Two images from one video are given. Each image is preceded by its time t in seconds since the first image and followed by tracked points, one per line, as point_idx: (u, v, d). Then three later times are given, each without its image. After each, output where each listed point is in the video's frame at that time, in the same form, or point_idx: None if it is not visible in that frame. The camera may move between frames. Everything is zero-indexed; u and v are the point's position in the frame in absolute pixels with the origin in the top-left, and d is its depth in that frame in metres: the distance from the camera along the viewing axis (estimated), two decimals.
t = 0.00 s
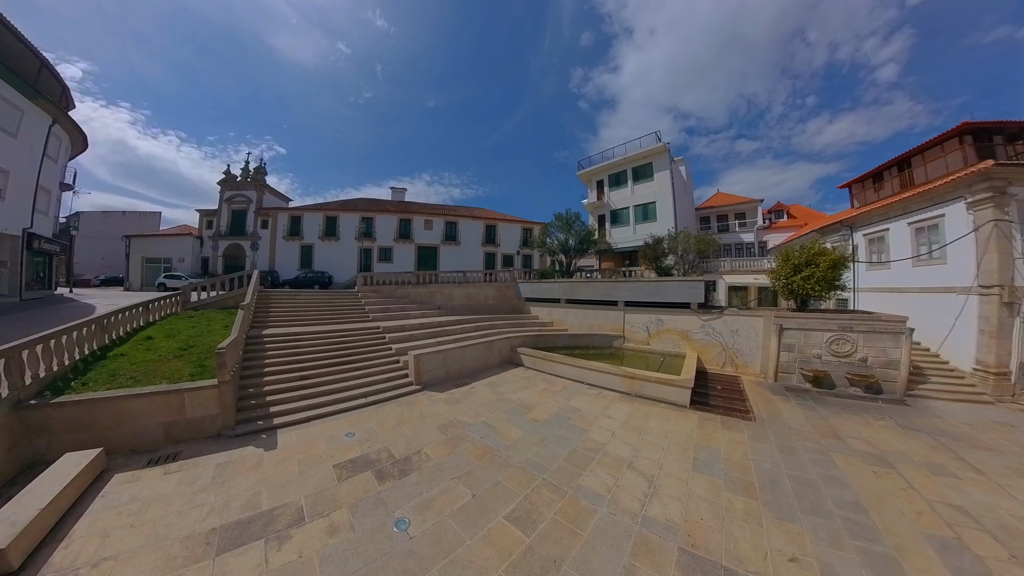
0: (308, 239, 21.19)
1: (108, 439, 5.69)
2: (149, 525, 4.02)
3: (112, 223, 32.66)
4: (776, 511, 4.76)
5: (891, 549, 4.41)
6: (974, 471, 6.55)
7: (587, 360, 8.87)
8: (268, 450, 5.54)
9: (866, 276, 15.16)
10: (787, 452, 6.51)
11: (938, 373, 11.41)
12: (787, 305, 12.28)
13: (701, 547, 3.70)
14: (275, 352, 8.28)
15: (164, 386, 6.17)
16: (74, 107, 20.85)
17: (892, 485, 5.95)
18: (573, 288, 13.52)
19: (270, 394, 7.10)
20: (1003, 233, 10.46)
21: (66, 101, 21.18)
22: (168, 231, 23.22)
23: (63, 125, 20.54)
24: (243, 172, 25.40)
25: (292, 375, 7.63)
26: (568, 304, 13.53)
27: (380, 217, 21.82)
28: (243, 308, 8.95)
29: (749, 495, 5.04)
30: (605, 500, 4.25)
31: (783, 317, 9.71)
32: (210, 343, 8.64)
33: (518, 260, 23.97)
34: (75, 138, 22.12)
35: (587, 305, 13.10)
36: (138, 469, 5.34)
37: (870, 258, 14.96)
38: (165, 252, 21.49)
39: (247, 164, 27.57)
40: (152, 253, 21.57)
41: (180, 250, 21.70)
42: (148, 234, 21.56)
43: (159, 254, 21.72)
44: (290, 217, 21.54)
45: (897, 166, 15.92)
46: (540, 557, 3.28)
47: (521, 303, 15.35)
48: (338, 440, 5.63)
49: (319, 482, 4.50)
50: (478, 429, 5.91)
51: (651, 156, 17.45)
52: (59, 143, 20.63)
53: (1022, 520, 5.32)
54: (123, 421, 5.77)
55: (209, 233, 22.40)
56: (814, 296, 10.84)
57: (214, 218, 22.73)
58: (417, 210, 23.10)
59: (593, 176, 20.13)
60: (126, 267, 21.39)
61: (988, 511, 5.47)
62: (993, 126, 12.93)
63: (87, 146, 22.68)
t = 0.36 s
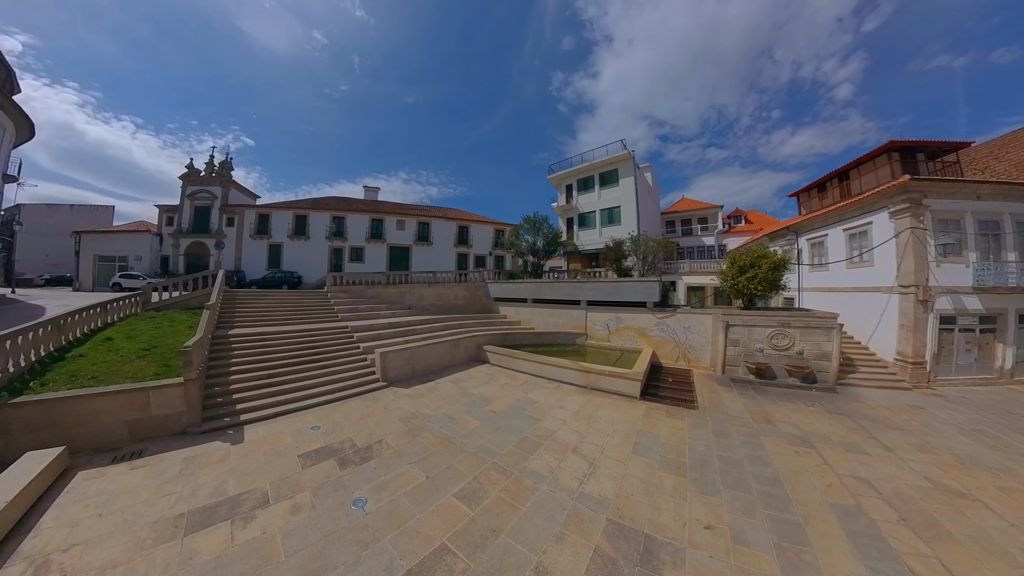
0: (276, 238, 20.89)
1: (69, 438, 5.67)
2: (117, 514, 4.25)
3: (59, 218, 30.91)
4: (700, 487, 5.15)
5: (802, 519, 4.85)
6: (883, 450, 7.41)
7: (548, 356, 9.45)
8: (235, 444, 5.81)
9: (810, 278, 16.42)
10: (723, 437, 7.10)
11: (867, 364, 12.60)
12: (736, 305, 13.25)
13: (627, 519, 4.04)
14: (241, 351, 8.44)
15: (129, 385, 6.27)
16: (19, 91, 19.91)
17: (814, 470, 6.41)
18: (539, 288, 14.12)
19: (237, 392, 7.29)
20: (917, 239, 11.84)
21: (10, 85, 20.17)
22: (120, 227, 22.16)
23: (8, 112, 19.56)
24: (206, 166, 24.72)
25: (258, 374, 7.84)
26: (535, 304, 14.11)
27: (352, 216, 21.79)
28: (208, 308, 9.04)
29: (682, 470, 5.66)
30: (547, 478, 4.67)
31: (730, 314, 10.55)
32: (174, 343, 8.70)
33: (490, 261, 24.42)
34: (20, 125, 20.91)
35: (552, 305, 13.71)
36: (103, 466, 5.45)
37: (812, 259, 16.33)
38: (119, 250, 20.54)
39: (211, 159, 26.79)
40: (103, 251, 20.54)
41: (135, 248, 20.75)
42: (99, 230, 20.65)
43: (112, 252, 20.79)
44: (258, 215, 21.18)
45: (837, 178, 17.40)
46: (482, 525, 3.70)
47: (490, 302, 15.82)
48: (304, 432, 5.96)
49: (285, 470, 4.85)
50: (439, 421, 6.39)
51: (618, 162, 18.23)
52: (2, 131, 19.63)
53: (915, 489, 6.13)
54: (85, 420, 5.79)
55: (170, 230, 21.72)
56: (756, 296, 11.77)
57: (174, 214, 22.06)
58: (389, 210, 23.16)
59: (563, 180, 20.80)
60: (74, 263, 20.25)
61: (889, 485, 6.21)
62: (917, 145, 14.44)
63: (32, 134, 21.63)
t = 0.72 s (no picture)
0: (241, 236, 20.42)
1: (24, 440, 5.61)
2: (77, 507, 4.41)
3: None
4: (635, 470, 5.44)
5: (722, 496, 5.23)
6: (808, 436, 8.10)
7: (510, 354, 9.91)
8: (197, 440, 6.00)
9: (760, 279, 17.56)
10: (664, 424, 7.58)
11: (808, 358, 13.58)
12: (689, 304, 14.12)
13: (561, 498, 4.38)
14: (204, 351, 8.53)
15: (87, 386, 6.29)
16: None
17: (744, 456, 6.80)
18: (506, 288, 14.61)
19: (199, 391, 7.41)
20: (848, 244, 12.96)
21: None
22: (67, 222, 21.11)
23: None
24: (167, 159, 23.90)
25: (221, 373, 7.97)
26: (501, 303, 14.57)
27: (321, 215, 21.61)
28: (168, 309, 9.03)
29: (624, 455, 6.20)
30: (493, 464, 5.08)
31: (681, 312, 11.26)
32: (132, 344, 8.68)
33: (462, 261, 24.75)
34: None
35: (518, 305, 14.21)
36: (60, 466, 5.50)
37: (761, 262, 17.50)
38: (67, 247, 19.68)
39: (172, 151, 25.81)
40: (49, 248, 19.60)
41: (83, 245, 19.89)
42: (44, 227, 19.66)
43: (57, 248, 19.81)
44: (222, 212, 20.65)
45: (786, 187, 18.65)
46: (427, 506, 4.11)
47: (459, 302, 16.17)
48: (266, 428, 6.21)
49: (247, 462, 5.11)
50: (399, 416, 6.77)
51: (585, 167, 18.91)
52: None
53: (830, 468, 6.79)
54: (42, 421, 5.75)
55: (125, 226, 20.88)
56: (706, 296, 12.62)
57: (130, 209, 21.22)
58: (360, 209, 23.09)
59: (532, 183, 21.30)
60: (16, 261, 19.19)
61: (808, 467, 6.76)
62: (854, 159, 15.75)
63: None
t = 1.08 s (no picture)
0: (202, 234, 19.79)
1: None
2: (26, 506, 4.49)
3: None
4: (574, 458, 5.60)
5: (652, 481, 5.31)
6: (744, 426, 8.42)
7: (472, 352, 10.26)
8: (153, 440, 6.11)
9: (716, 280, 18.48)
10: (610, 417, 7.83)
11: (754, 353, 14.52)
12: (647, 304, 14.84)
13: (499, 483, 4.66)
14: (161, 352, 8.50)
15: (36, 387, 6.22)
16: None
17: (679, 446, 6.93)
18: (472, 288, 14.94)
19: (154, 392, 7.44)
20: (790, 247, 13.91)
21: None
22: (10, 217, 20.04)
23: None
24: (121, 150, 22.93)
25: (178, 374, 8.00)
26: (468, 303, 14.90)
27: (288, 214, 21.31)
28: (122, 310, 8.93)
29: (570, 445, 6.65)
30: (440, 454, 5.44)
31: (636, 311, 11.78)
32: (84, 346, 8.55)
33: (433, 261, 24.94)
34: None
35: (484, 305, 14.56)
36: (8, 468, 5.49)
37: (716, 264, 18.47)
38: (8, 243, 18.70)
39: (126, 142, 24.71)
40: None
41: (27, 241, 18.96)
42: None
43: None
44: (181, 208, 20.02)
45: (741, 194, 19.79)
46: (372, 491, 4.46)
47: (427, 302, 16.41)
48: (224, 426, 6.37)
49: (203, 458, 5.29)
50: (358, 413, 7.07)
51: (552, 171, 19.45)
52: None
53: (759, 454, 7.07)
54: None
55: (71, 221, 19.93)
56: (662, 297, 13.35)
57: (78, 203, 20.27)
58: (329, 208, 22.90)
59: (502, 186, 21.67)
60: None
61: (740, 454, 6.98)
62: (800, 169, 16.90)
63: None
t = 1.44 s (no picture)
0: (157, 231, 18.91)
1: None
2: None
3: None
4: (515, 450, 5.82)
5: (585, 470, 5.38)
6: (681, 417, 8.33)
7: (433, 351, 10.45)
8: (100, 441, 6.12)
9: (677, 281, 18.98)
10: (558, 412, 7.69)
11: (706, 348, 15.05)
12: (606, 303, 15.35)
13: (439, 473, 4.96)
14: (109, 354, 8.36)
15: None
16: None
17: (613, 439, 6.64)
18: (438, 288, 15.14)
19: (101, 394, 7.34)
20: (740, 249, 14.42)
21: None
22: None
23: None
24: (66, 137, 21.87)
25: (127, 375, 7.92)
26: (433, 303, 15.07)
27: (251, 210, 20.82)
28: (67, 310, 8.71)
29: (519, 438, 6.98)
30: (387, 447, 5.74)
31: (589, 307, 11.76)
32: (25, 348, 8.28)
33: (403, 261, 24.99)
34: None
35: (450, 304, 14.77)
36: None
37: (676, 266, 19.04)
38: None
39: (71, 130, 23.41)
40: None
41: None
42: None
43: None
44: (133, 202, 19.02)
45: (700, 199, 20.73)
46: (316, 481, 4.75)
47: (394, 302, 16.47)
48: (175, 426, 6.44)
49: (150, 456, 5.40)
50: (312, 411, 7.26)
51: (521, 173, 19.78)
52: None
53: (695, 444, 6.82)
54: None
55: (7, 214, 18.84)
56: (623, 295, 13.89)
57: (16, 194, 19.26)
58: (295, 205, 22.54)
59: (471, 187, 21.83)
60: None
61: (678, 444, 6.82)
62: (754, 176, 17.70)
63: None
